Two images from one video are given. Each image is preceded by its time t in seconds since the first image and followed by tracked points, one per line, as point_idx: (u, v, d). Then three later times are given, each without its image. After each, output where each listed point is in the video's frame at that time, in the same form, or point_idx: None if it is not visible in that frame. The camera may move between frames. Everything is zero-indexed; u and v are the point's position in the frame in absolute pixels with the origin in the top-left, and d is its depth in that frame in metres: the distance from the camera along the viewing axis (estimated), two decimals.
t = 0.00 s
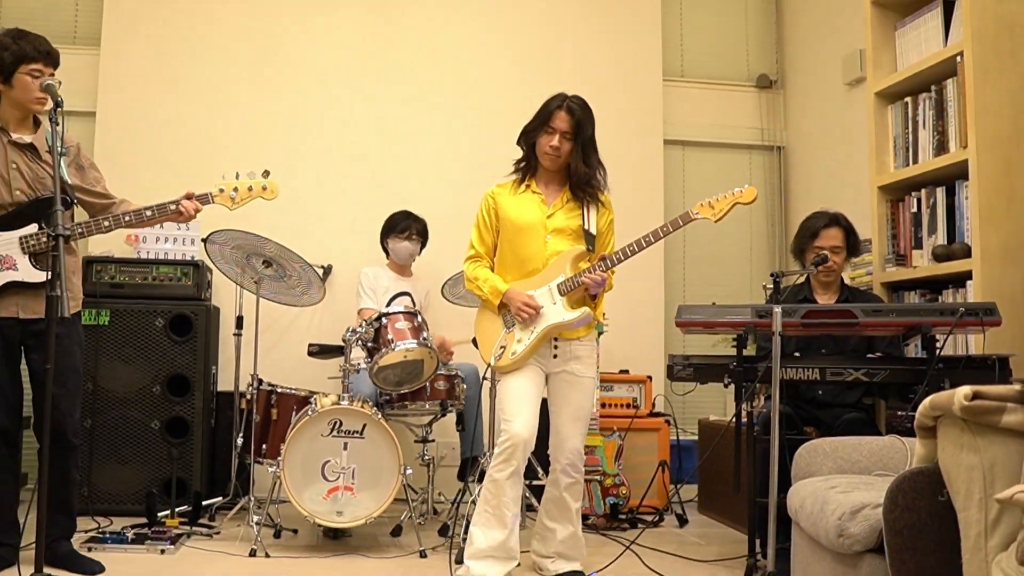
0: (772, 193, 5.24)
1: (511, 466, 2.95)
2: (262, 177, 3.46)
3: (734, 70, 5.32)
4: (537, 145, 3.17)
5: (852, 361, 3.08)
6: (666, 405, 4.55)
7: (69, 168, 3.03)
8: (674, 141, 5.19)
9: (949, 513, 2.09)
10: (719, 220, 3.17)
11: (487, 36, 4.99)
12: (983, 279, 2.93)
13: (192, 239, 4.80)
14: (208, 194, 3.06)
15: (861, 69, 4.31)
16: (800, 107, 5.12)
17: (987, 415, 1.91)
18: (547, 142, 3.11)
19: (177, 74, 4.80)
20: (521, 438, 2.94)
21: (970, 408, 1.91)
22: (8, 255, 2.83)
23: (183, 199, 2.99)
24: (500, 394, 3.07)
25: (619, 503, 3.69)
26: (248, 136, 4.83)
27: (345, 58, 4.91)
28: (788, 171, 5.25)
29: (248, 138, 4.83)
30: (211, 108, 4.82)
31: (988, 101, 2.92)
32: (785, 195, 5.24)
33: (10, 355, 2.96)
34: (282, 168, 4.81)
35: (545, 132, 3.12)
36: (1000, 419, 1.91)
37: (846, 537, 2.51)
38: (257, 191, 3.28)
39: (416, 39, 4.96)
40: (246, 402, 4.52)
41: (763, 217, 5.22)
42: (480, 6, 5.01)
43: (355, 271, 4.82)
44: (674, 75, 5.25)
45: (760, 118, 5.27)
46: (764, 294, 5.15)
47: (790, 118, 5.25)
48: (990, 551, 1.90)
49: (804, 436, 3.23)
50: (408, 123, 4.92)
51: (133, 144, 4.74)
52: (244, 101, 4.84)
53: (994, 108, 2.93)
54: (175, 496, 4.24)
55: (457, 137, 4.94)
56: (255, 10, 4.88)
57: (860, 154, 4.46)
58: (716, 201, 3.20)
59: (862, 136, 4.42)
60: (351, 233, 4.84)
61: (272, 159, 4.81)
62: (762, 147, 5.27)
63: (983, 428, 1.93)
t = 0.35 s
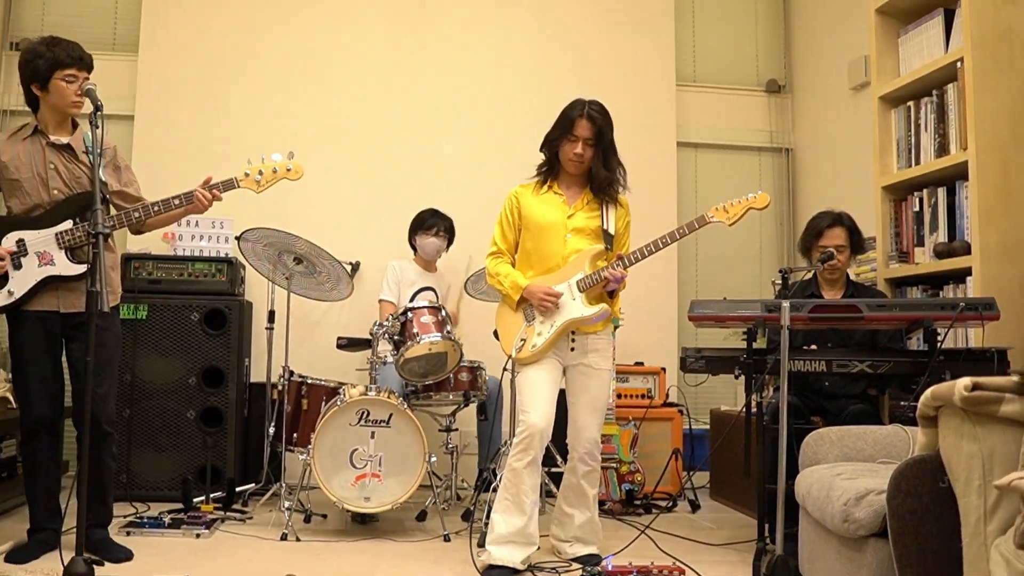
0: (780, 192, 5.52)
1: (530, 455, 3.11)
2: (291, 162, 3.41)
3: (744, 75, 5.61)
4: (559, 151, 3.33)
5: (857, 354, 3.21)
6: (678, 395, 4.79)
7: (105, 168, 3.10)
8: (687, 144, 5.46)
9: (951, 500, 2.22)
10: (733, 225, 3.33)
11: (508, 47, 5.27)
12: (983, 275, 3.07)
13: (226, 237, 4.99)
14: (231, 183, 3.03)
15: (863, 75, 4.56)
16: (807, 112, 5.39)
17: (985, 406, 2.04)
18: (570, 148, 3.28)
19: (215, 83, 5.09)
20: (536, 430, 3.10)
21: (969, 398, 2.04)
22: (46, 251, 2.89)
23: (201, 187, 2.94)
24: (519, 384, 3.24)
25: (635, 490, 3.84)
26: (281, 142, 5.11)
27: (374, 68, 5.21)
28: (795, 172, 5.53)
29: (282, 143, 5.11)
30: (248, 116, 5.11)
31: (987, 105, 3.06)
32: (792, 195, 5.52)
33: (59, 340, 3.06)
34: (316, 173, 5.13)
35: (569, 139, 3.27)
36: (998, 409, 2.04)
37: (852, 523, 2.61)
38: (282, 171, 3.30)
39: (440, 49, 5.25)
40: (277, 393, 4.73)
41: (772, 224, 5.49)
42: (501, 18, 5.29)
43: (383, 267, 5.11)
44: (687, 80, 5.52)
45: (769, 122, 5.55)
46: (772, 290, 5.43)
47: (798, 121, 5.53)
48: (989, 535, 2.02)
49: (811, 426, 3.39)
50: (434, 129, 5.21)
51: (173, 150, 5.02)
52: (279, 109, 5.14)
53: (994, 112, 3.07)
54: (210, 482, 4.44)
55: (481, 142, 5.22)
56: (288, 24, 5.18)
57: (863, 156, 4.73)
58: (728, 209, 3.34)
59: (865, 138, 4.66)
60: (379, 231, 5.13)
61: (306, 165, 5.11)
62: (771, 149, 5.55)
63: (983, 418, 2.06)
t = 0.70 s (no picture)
0: (788, 192, 5.81)
1: (550, 445, 3.27)
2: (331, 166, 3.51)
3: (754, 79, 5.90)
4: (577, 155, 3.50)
5: (862, 347, 3.33)
6: (690, 385, 5.09)
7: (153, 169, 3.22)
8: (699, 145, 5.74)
9: (951, 488, 2.39)
10: (740, 215, 3.48)
11: (529, 53, 5.52)
12: (983, 271, 3.22)
13: (256, 235, 5.21)
14: (271, 184, 3.14)
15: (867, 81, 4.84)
16: (813, 115, 5.70)
17: (985, 396, 2.21)
18: (589, 154, 3.44)
19: (249, 87, 5.32)
20: (556, 421, 3.27)
21: (969, 389, 2.20)
22: (93, 246, 3.00)
23: (241, 187, 3.05)
24: (540, 378, 3.41)
25: (648, 477, 4.02)
26: (311, 143, 5.33)
27: (400, 73, 5.44)
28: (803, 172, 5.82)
29: (312, 145, 5.33)
30: (278, 119, 5.34)
31: (986, 108, 3.22)
32: (799, 194, 5.82)
33: (100, 335, 3.17)
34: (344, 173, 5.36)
35: (587, 148, 3.43)
36: (995, 399, 2.21)
37: (857, 508, 2.66)
38: (324, 178, 3.44)
39: (463, 55, 5.49)
40: (306, 384, 4.93)
41: (780, 218, 5.80)
42: (521, 24, 5.53)
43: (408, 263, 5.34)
44: (699, 85, 5.82)
45: (777, 125, 5.85)
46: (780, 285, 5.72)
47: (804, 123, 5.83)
48: (988, 521, 2.17)
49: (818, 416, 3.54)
50: (458, 130, 5.45)
51: (206, 151, 5.24)
52: (308, 112, 5.36)
53: (993, 115, 3.22)
54: (241, 470, 4.62)
55: (502, 143, 5.47)
56: (317, 30, 5.41)
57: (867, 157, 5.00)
58: (737, 199, 3.48)
59: (868, 141, 4.96)
60: (405, 229, 5.36)
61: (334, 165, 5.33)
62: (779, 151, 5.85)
63: (983, 408, 2.23)
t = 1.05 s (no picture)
0: (795, 192, 6.18)
1: (567, 431, 3.42)
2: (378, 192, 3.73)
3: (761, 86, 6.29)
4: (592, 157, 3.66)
5: (866, 341, 3.46)
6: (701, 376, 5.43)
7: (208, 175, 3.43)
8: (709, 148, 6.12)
9: (953, 475, 2.48)
10: (753, 220, 3.62)
11: (547, 61, 5.82)
12: (982, 267, 3.37)
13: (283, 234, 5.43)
14: (320, 205, 3.32)
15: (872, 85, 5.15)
16: (819, 119, 6.06)
17: (985, 387, 2.25)
18: (604, 155, 3.60)
19: (281, 91, 5.61)
20: (572, 408, 3.43)
21: (968, 380, 2.26)
22: (144, 245, 3.21)
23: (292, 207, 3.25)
24: (557, 369, 3.59)
25: (661, 465, 4.25)
26: (339, 147, 5.63)
27: (425, 78, 5.73)
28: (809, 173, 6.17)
29: (341, 149, 5.64)
30: (308, 123, 5.63)
31: (986, 111, 3.38)
32: (806, 195, 6.17)
33: (140, 328, 3.34)
34: (370, 174, 5.60)
35: (602, 148, 3.59)
36: (996, 390, 2.25)
37: (861, 495, 2.67)
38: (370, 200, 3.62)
39: (484, 60, 5.77)
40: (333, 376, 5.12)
41: (788, 218, 6.17)
42: (540, 34, 5.83)
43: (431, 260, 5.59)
44: (709, 90, 6.21)
45: (785, 129, 6.23)
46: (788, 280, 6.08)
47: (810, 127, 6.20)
48: (988, 507, 2.22)
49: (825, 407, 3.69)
50: (480, 134, 5.73)
51: (239, 155, 5.51)
52: (336, 118, 5.65)
53: (993, 117, 3.38)
54: (271, 457, 4.80)
55: (522, 146, 5.74)
56: (344, 39, 5.69)
57: (871, 158, 5.33)
58: (749, 203, 3.63)
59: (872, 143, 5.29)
60: (430, 227, 5.63)
61: (360, 168, 5.63)
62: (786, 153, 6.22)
63: (983, 400, 2.28)
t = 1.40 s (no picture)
0: (802, 192, 6.35)
1: (580, 422, 3.58)
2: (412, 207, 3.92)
3: (769, 89, 6.46)
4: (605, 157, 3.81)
5: (870, 335, 3.58)
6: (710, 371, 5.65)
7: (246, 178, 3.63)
8: (719, 149, 6.28)
9: (953, 466, 2.42)
10: (761, 217, 3.76)
11: (562, 66, 6.03)
12: (983, 264, 3.62)
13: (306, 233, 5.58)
14: (356, 215, 3.51)
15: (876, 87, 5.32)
16: (825, 121, 6.24)
17: (985, 379, 2.21)
18: (616, 155, 3.74)
19: (306, 96, 5.87)
20: (586, 401, 3.58)
21: (969, 373, 2.21)
22: (183, 241, 3.41)
23: (330, 214, 3.45)
24: (572, 362, 3.74)
25: (672, 456, 4.46)
26: (363, 151, 5.88)
27: (443, 83, 5.96)
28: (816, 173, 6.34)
29: (364, 153, 5.88)
30: (332, 127, 5.88)
31: (985, 116, 3.68)
32: (813, 195, 6.34)
33: (177, 319, 3.47)
34: (393, 178, 5.87)
35: (615, 148, 3.73)
36: (995, 383, 2.21)
37: (865, 485, 2.63)
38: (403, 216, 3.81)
39: (500, 66, 6.00)
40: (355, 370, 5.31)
41: (796, 217, 6.32)
42: (554, 40, 6.05)
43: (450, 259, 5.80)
44: (719, 93, 6.37)
45: (792, 131, 6.40)
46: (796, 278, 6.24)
47: (816, 129, 6.37)
48: (986, 496, 2.16)
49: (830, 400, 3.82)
50: (498, 136, 5.95)
51: (267, 160, 5.79)
52: (359, 123, 5.90)
53: (990, 123, 3.67)
54: (295, 449, 4.98)
55: (538, 149, 5.96)
56: (367, 48, 5.94)
57: (875, 159, 5.51)
58: (758, 202, 3.77)
59: (876, 145, 5.46)
60: (449, 226, 5.84)
61: (383, 171, 5.87)
62: (793, 155, 6.39)
63: (983, 392, 2.23)
